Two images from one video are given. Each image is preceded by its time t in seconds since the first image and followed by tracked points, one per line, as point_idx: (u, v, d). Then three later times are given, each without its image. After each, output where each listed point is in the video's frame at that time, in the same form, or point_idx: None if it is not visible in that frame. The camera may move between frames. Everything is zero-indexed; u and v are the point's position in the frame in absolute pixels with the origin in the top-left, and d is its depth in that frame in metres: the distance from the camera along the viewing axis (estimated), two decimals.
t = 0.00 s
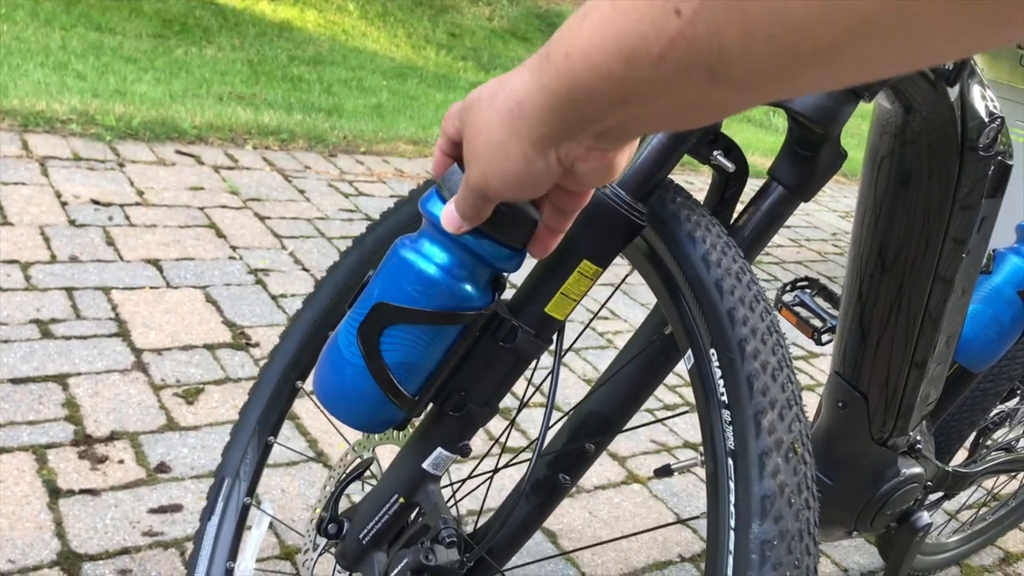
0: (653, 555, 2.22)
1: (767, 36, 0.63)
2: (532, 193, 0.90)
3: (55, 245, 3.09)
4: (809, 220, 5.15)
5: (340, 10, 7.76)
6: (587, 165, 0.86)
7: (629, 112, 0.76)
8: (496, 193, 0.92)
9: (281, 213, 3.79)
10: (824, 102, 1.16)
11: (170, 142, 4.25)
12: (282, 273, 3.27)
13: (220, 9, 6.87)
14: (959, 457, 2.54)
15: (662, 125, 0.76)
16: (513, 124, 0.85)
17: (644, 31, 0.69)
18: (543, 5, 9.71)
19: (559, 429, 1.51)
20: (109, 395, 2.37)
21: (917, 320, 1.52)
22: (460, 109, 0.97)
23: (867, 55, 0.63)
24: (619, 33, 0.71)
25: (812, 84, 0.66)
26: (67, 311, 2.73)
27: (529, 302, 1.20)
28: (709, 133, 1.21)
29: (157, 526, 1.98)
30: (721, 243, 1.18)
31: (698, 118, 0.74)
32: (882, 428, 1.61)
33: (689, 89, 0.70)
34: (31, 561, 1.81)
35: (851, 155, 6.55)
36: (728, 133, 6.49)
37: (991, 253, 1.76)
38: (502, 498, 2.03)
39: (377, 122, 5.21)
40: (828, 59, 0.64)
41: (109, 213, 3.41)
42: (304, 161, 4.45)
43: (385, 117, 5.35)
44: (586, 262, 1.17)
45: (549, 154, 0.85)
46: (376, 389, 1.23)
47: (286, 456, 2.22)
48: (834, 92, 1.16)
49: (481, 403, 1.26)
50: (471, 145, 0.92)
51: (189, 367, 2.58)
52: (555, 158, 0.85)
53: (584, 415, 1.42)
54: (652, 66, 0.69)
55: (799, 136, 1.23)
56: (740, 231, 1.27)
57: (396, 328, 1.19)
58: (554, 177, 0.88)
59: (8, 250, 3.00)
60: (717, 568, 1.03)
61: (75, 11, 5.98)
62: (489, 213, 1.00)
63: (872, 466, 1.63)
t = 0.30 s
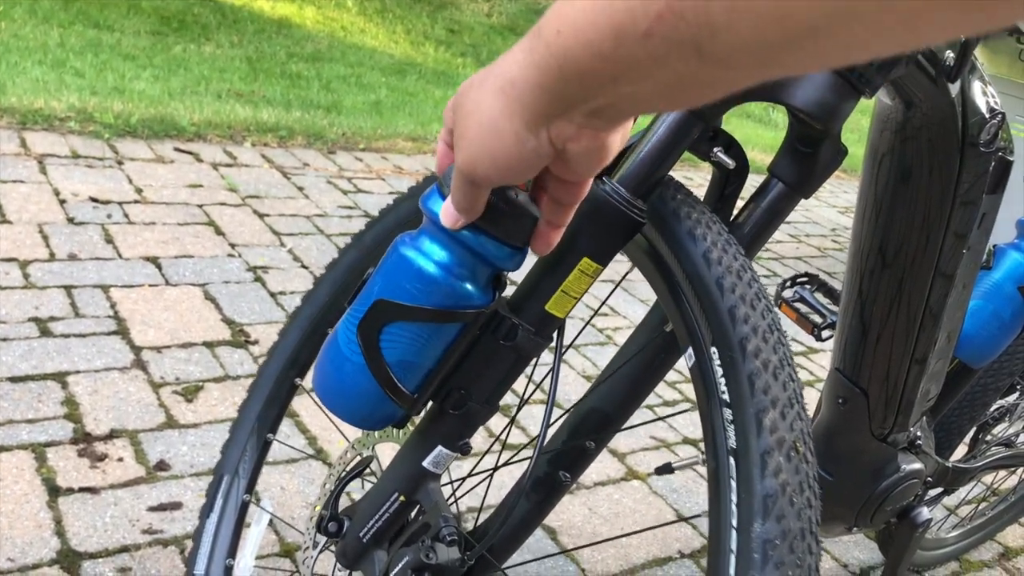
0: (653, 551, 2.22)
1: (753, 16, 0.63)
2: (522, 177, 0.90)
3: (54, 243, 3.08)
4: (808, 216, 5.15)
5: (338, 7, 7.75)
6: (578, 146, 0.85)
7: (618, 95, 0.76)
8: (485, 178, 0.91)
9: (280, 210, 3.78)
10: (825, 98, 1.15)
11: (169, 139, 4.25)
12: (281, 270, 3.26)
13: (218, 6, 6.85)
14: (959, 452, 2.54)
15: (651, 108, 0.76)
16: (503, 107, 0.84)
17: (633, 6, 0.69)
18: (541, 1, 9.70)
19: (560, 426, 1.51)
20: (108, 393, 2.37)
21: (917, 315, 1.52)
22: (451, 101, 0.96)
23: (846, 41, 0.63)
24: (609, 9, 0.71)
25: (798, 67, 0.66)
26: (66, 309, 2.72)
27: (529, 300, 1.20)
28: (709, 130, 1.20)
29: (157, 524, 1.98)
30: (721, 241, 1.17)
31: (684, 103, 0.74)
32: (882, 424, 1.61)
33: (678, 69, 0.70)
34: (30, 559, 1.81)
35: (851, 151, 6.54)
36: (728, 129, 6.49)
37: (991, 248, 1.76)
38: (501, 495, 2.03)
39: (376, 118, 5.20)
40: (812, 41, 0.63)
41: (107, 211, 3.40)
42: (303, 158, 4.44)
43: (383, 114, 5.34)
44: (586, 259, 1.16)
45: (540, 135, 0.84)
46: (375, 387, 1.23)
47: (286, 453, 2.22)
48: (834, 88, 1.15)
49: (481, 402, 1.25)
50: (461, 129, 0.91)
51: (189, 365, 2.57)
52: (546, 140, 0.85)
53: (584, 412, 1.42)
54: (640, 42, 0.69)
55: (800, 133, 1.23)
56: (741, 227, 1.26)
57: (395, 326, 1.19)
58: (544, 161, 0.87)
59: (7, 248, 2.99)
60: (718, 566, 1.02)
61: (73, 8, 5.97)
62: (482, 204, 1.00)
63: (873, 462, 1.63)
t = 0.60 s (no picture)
0: (656, 550, 2.23)
1: (758, 41, 0.63)
2: (516, 197, 0.91)
3: (58, 243, 3.09)
4: (812, 215, 5.15)
5: (341, 7, 7.76)
6: (575, 169, 0.86)
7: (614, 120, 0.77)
8: (480, 197, 0.92)
9: (283, 210, 3.79)
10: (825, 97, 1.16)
11: (172, 139, 4.25)
12: (284, 270, 3.27)
13: (221, 6, 6.86)
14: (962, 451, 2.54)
15: (651, 130, 0.77)
16: (499, 129, 0.85)
17: (631, 35, 0.69)
18: (544, 1, 9.71)
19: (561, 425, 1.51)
20: (112, 392, 2.38)
21: (918, 314, 1.52)
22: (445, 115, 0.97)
23: (853, 63, 0.63)
24: (606, 37, 0.71)
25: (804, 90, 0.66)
26: (70, 308, 2.73)
27: (532, 299, 1.20)
28: (710, 128, 1.21)
29: (161, 522, 1.98)
30: (724, 241, 1.18)
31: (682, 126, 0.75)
32: (884, 422, 1.61)
33: (677, 95, 0.70)
34: (35, 558, 1.81)
35: (854, 151, 6.54)
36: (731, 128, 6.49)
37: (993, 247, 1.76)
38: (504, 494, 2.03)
39: (379, 118, 5.21)
40: (815, 65, 0.64)
41: (111, 211, 3.41)
42: (306, 158, 4.45)
43: (386, 113, 5.35)
44: (587, 257, 1.17)
45: (536, 159, 0.85)
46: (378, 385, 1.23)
47: (289, 452, 2.22)
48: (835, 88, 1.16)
49: (484, 400, 1.26)
50: (456, 148, 0.92)
51: (192, 364, 2.58)
52: (542, 163, 0.86)
53: (585, 411, 1.42)
54: (640, 70, 0.70)
55: (800, 131, 1.23)
56: (742, 225, 1.27)
57: (397, 324, 1.19)
58: (540, 181, 0.88)
59: (11, 247, 3.00)
60: (719, 566, 1.03)
61: (77, 8, 5.98)
62: (477, 211, 1.00)
63: (874, 460, 1.63)
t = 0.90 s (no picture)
0: (656, 551, 2.23)
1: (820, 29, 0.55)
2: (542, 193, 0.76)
3: (59, 244, 3.10)
4: (813, 216, 5.15)
5: (342, 8, 7.77)
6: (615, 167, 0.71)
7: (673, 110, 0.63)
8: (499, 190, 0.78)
9: (284, 211, 3.79)
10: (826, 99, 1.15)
11: (173, 140, 4.26)
12: (285, 271, 3.27)
13: (223, 7, 6.87)
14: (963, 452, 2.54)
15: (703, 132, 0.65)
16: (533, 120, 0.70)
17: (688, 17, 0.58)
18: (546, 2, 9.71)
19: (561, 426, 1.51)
20: (113, 393, 2.38)
21: (919, 315, 1.52)
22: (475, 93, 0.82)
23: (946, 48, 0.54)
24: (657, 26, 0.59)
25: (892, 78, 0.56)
26: (72, 309, 2.74)
27: (533, 301, 1.20)
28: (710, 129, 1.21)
29: (162, 523, 1.99)
30: (727, 247, 1.18)
31: (739, 129, 0.64)
32: (885, 423, 1.60)
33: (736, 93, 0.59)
34: (36, 558, 1.82)
35: (855, 151, 6.55)
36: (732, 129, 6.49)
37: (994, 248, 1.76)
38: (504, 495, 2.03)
39: (380, 119, 5.22)
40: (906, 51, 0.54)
41: (113, 212, 3.42)
42: (307, 159, 4.46)
43: (387, 114, 5.36)
44: (588, 259, 1.18)
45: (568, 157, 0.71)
46: (378, 388, 1.23)
47: (290, 453, 2.22)
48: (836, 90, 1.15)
49: (485, 402, 1.26)
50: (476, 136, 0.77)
51: (194, 365, 2.58)
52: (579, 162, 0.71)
53: (587, 413, 1.42)
54: (693, 63, 0.58)
55: (801, 133, 1.23)
56: (743, 227, 1.27)
57: (398, 326, 1.20)
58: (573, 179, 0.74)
59: (13, 249, 3.01)
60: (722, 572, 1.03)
61: (79, 10, 5.99)
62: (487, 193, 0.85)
63: (875, 461, 1.63)
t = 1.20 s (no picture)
0: (661, 551, 2.23)
1: None
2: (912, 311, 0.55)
3: (64, 245, 3.10)
4: (816, 217, 5.15)
5: (344, 9, 7.78)
6: None
7: None
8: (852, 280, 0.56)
9: (288, 211, 3.80)
10: (832, 97, 1.10)
11: (177, 141, 4.27)
12: (289, 271, 3.28)
13: (226, 8, 6.88)
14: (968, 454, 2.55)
15: None
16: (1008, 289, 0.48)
17: None
18: (548, 2, 9.72)
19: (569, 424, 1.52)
20: (119, 392, 2.39)
21: (924, 317, 1.53)
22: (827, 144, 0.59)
23: None
24: None
25: None
26: (77, 309, 2.74)
27: (540, 297, 1.20)
28: (717, 129, 1.21)
29: (168, 523, 1.99)
30: (729, 238, 1.16)
31: None
32: (891, 424, 1.61)
33: None
34: (43, 558, 1.82)
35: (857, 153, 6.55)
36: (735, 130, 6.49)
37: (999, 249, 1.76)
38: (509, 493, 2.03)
39: (383, 120, 5.22)
40: None
41: (117, 212, 3.42)
42: (311, 160, 4.46)
43: (390, 115, 5.36)
44: (595, 257, 1.17)
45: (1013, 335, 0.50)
46: (386, 382, 1.24)
47: (296, 453, 2.23)
48: (842, 88, 1.10)
49: (492, 399, 1.26)
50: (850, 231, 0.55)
51: (199, 365, 2.59)
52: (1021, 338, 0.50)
53: (594, 410, 1.42)
54: None
55: (807, 134, 1.23)
56: (749, 227, 1.27)
57: (407, 321, 1.20)
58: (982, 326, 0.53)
59: (18, 249, 3.01)
60: (729, 557, 1.03)
61: (82, 11, 6.00)
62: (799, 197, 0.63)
63: (881, 461, 1.63)
